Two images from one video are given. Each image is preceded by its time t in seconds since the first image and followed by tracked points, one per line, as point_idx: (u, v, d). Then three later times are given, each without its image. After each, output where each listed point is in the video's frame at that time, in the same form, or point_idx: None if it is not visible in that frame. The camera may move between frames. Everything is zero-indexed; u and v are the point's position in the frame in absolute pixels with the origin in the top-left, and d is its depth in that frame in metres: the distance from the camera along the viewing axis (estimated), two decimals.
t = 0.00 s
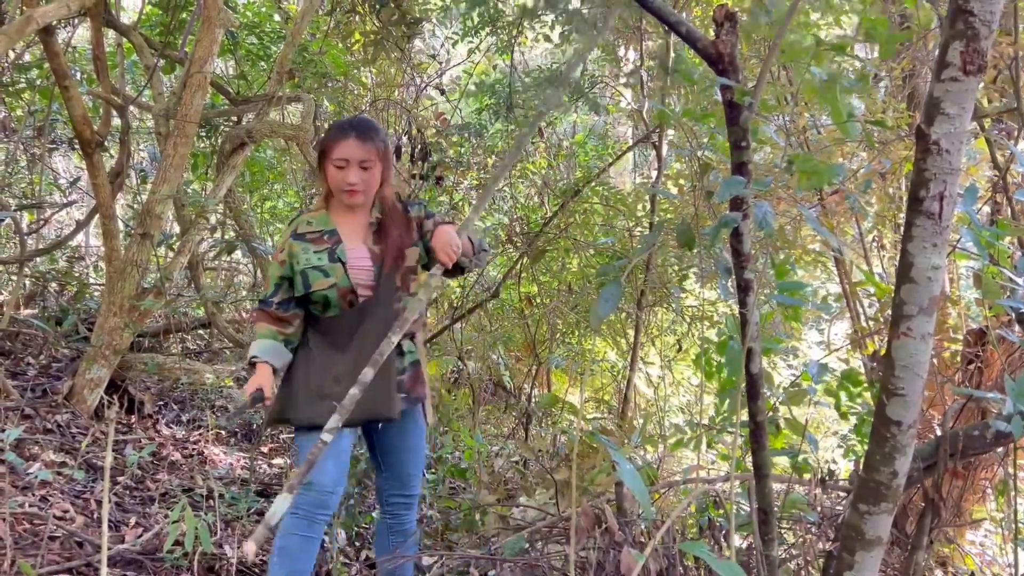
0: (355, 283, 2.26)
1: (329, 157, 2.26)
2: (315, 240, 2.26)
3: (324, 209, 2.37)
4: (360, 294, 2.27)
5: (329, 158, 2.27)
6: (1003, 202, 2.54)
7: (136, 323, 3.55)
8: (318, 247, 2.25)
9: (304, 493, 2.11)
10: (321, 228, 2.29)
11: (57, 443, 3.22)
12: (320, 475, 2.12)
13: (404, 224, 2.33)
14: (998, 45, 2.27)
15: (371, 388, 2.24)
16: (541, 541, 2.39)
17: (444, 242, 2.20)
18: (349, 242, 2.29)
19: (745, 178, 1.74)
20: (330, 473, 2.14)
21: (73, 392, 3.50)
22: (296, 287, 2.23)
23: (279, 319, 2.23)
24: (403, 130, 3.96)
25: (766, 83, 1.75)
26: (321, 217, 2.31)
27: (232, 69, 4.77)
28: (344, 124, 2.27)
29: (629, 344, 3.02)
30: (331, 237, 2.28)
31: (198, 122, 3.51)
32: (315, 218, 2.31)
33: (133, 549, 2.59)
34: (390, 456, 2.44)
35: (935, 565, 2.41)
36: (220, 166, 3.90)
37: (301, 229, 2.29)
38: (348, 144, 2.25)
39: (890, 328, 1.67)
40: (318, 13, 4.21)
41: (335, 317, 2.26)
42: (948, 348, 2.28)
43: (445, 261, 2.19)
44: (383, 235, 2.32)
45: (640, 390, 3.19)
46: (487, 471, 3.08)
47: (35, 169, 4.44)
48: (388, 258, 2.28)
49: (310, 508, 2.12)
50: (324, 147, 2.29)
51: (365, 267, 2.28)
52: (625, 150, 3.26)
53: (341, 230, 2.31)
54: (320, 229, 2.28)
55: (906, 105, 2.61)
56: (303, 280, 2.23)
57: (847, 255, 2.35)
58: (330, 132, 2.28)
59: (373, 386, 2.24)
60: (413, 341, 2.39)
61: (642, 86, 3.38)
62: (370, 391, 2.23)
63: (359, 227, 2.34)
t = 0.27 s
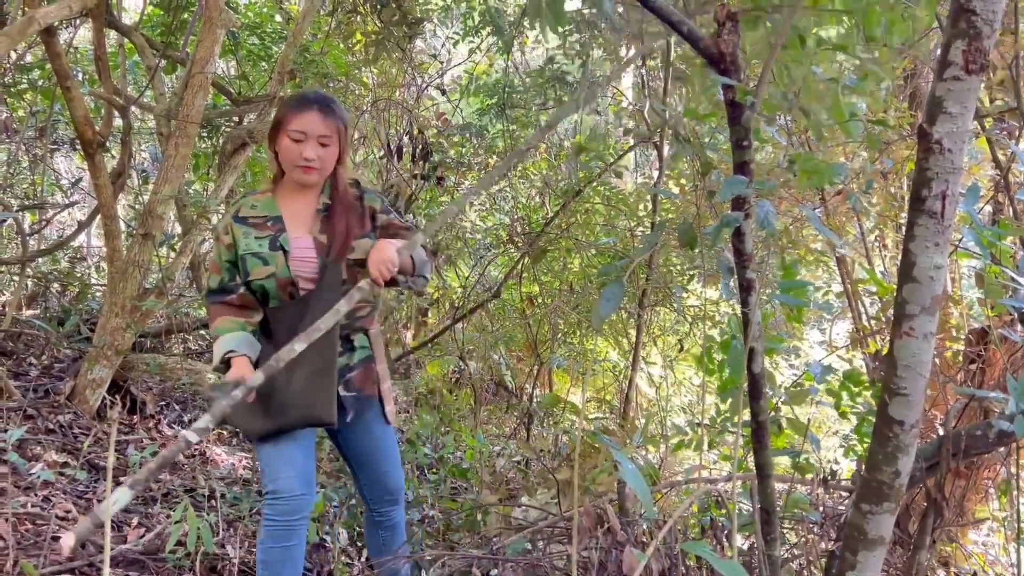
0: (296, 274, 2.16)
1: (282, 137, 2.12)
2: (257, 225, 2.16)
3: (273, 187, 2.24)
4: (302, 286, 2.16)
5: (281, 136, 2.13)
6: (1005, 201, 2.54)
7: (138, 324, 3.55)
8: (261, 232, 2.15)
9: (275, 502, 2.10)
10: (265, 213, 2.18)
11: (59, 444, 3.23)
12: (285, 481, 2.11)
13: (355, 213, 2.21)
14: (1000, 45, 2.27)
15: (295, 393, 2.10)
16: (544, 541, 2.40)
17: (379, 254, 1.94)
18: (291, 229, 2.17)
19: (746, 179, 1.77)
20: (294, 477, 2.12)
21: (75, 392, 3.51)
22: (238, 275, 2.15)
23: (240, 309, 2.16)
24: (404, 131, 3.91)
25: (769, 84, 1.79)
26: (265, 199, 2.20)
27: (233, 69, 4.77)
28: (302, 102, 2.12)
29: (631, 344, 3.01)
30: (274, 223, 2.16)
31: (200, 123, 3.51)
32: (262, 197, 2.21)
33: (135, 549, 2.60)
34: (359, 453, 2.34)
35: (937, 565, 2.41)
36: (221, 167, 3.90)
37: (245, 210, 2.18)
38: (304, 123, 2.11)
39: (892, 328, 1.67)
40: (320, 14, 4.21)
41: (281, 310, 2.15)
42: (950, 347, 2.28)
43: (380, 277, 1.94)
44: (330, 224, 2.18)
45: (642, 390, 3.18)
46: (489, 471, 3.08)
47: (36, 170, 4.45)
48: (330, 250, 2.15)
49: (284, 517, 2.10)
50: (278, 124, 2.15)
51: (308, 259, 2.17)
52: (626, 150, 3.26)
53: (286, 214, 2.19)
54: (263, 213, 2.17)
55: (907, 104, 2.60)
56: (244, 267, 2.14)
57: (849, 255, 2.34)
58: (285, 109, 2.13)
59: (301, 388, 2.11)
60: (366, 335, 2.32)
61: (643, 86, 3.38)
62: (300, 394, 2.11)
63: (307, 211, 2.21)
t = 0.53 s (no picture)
0: (279, 251, 2.12)
1: (277, 108, 2.11)
2: (238, 201, 2.12)
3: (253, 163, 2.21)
4: (285, 264, 2.14)
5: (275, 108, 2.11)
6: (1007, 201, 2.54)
7: (140, 324, 3.55)
8: (243, 209, 2.11)
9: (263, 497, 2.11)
10: (246, 187, 2.14)
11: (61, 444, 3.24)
12: (273, 477, 2.12)
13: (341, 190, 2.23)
14: (1001, 44, 2.27)
15: (269, 363, 2.05)
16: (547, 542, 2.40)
17: (350, 252, 1.98)
18: (276, 205, 2.15)
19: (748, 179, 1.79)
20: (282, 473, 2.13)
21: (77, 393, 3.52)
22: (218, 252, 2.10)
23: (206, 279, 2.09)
24: (406, 131, 3.93)
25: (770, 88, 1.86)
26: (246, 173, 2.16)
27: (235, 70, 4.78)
28: (297, 76, 2.12)
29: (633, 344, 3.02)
30: (257, 199, 2.13)
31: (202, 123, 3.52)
32: (245, 170, 2.17)
33: (138, 549, 2.59)
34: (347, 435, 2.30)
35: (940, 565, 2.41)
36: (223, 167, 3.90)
37: (227, 183, 2.14)
38: (301, 96, 2.11)
39: (894, 328, 1.68)
40: (321, 14, 4.22)
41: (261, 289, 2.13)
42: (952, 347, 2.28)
43: (345, 275, 1.97)
44: (318, 199, 2.19)
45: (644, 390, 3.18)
46: (491, 471, 3.08)
47: (38, 171, 4.46)
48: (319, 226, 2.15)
49: (275, 512, 2.12)
50: (270, 97, 2.13)
51: (294, 235, 2.15)
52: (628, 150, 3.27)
53: (269, 189, 2.17)
54: (244, 189, 2.13)
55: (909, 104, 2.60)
56: (224, 243, 2.09)
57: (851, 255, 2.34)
58: (279, 81, 2.12)
59: (274, 359, 2.05)
60: (349, 313, 2.27)
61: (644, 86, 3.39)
62: (275, 365, 2.05)
63: (291, 187, 2.19)
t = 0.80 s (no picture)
0: (294, 247, 2.14)
1: (299, 108, 2.15)
2: (255, 192, 2.11)
3: (265, 157, 2.21)
4: (297, 260, 2.15)
5: (298, 108, 2.15)
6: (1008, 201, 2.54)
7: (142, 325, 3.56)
8: (259, 200, 2.10)
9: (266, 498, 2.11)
10: (262, 179, 2.14)
11: (64, 444, 3.25)
12: (276, 478, 2.13)
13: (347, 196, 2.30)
14: (1002, 45, 2.28)
15: (276, 357, 2.06)
16: (548, 542, 2.41)
17: (325, 276, 2.02)
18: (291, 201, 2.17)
19: (748, 180, 1.80)
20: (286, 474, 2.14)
21: (80, 394, 3.53)
22: (228, 241, 2.07)
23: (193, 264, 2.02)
24: (407, 132, 3.83)
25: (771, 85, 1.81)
26: (261, 167, 2.16)
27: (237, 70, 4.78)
28: (322, 80, 2.19)
29: (634, 344, 3.02)
30: (273, 191, 2.13)
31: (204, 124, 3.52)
32: (258, 163, 2.18)
33: (140, 550, 2.59)
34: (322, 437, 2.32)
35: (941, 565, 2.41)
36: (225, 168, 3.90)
37: (241, 173, 2.13)
38: (327, 101, 2.17)
39: (896, 327, 1.70)
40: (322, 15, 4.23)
41: (268, 283, 2.13)
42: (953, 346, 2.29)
43: (317, 297, 2.01)
44: (328, 201, 2.24)
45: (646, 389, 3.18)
46: (493, 470, 3.08)
47: (41, 171, 4.46)
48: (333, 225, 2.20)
49: (277, 513, 2.13)
50: (291, 96, 2.16)
51: (307, 233, 2.18)
52: (629, 151, 3.28)
53: (283, 185, 2.18)
54: (261, 180, 2.13)
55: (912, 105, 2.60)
56: (238, 233, 2.06)
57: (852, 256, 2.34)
58: (303, 82, 2.16)
59: (281, 352, 2.07)
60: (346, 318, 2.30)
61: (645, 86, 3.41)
62: (283, 358, 2.07)
63: (302, 185, 2.22)
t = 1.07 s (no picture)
0: (304, 242, 2.15)
1: (314, 115, 2.16)
2: (266, 187, 2.12)
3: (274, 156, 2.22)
4: (306, 257, 2.16)
5: (313, 115, 2.16)
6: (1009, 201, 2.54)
7: (144, 325, 3.56)
8: (269, 195, 2.11)
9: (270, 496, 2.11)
10: (273, 177, 2.15)
11: (66, 445, 3.25)
12: (280, 477, 2.14)
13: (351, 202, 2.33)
14: (1003, 45, 2.28)
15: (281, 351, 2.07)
16: (550, 542, 2.41)
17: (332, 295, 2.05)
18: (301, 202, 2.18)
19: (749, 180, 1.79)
20: (290, 472, 2.15)
21: (81, 394, 3.53)
22: (236, 232, 2.07)
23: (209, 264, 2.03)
24: (409, 132, 3.85)
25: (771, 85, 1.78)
26: (273, 166, 2.16)
27: (238, 71, 4.78)
28: (339, 90, 2.20)
29: (636, 344, 3.02)
30: (284, 187, 2.15)
31: (206, 125, 3.53)
32: (267, 162, 2.18)
33: (142, 551, 2.59)
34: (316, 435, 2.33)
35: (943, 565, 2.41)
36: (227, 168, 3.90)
37: (251, 170, 2.14)
38: (342, 111, 2.20)
39: (897, 327, 1.70)
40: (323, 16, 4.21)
41: (275, 278, 2.14)
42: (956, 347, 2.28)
43: (320, 313, 2.04)
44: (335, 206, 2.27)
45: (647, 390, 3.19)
46: (495, 471, 3.09)
47: (42, 172, 4.47)
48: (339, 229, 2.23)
49: (282, 513, 2.14)
50: (307, 102, 2.17)
51: (315, 232, 2.20)
52: (630, 151, 3.29)
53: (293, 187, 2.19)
54: (272, 176, 2.14)
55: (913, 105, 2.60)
56: (247, 226, 2.07)
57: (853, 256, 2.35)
58: (320, 90, 2.18)
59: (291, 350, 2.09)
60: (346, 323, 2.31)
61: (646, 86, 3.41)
62: (288, 353, 2.08)
63: (309, 188, 2.23)
